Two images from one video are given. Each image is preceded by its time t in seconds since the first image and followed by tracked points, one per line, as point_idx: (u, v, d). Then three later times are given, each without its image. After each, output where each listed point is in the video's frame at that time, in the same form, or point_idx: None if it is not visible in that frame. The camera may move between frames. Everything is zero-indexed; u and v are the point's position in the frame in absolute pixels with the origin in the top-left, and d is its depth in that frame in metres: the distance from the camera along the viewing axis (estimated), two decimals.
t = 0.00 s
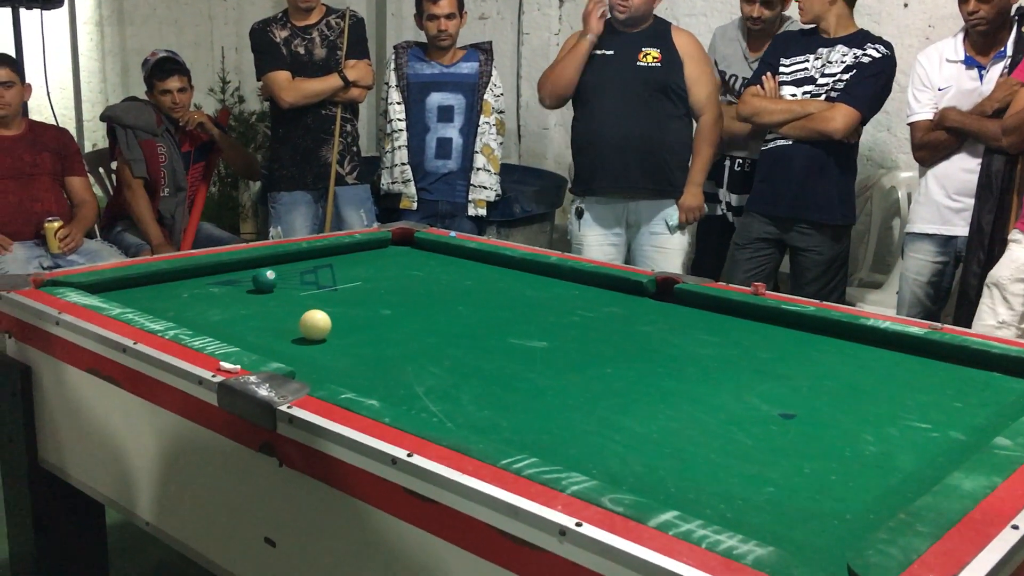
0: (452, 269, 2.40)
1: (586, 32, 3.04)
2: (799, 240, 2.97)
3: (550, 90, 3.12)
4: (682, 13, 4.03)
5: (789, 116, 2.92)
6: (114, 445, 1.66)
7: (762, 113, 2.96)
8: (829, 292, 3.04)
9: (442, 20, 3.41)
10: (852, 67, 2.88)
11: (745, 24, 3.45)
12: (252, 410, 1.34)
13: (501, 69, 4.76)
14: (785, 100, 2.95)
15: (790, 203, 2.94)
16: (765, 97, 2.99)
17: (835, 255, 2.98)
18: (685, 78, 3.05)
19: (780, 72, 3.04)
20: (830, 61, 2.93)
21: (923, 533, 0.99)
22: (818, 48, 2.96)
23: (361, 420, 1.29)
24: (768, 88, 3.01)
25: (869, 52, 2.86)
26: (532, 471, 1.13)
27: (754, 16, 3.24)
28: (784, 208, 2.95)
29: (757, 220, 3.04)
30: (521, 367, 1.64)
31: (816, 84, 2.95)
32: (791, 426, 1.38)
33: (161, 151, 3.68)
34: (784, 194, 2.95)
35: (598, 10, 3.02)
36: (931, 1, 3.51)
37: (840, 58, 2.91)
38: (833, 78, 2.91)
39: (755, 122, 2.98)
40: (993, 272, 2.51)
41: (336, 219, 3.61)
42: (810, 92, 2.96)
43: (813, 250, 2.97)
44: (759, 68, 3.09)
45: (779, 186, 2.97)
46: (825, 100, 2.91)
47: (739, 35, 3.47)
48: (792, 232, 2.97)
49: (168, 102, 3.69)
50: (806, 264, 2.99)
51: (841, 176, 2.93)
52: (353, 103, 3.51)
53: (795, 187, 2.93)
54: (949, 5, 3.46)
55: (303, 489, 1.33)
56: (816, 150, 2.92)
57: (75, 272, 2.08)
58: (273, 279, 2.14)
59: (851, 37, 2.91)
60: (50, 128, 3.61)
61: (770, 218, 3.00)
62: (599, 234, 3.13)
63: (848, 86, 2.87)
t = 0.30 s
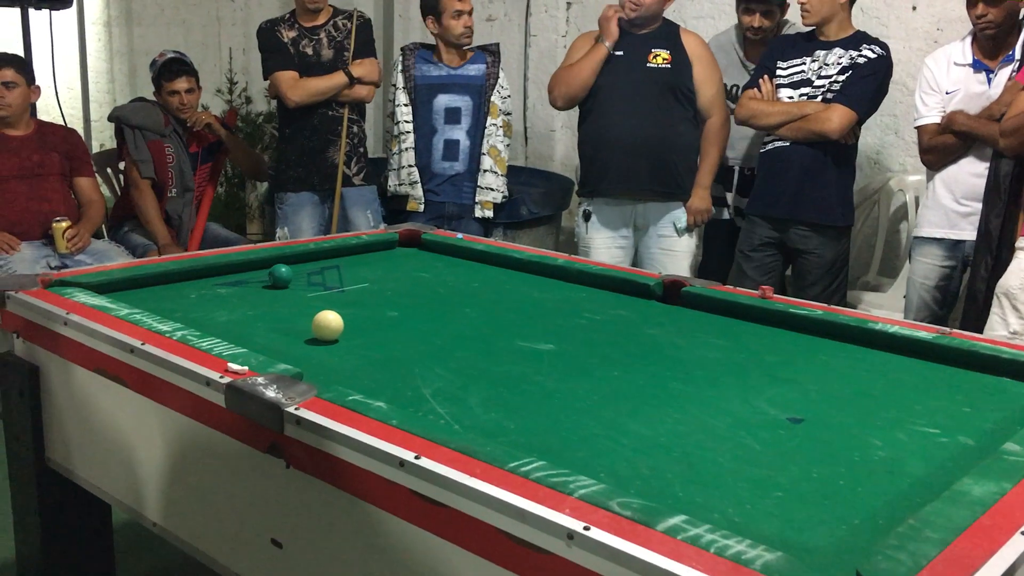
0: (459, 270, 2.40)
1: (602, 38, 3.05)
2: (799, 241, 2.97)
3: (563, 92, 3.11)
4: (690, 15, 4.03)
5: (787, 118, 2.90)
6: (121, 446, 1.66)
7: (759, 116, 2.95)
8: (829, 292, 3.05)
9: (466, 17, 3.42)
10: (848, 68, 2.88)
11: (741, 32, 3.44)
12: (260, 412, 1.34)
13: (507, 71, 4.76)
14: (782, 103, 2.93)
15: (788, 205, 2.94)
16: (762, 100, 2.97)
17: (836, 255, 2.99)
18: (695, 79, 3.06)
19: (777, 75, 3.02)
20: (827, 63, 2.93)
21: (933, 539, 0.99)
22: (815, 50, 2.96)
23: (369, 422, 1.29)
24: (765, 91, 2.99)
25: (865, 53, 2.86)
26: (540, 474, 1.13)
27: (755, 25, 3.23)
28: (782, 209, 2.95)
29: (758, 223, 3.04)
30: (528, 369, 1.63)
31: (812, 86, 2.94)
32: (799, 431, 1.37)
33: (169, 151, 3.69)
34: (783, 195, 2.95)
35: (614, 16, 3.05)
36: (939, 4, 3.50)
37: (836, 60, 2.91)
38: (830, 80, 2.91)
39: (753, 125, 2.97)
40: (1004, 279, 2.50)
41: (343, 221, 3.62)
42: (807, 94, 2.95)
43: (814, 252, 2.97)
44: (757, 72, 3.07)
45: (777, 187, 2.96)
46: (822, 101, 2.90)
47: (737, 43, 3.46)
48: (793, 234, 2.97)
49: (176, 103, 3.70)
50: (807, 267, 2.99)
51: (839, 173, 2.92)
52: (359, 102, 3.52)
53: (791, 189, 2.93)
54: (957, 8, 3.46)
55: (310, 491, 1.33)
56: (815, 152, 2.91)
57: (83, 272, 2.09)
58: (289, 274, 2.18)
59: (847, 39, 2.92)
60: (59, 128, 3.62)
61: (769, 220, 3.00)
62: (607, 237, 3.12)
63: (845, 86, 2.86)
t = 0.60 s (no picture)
0: (463, 274, 2.40)
1: (608, 34, 3.03)
2: (797, 243, 2.96)
3: (569, 88, 3.09)
4: (694, 20, 4.03)
5: (783, 122, 2.90)
6: (125, 449, 1.66)
7: (754, 121, 2.94)
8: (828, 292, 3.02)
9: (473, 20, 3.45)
10: (842, 71, 2.87)
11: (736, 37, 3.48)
12: (264, 415, 1.34)
13: (512, 75, 4.77)
14: (776, 107, 2.93)
15: (786, 206, 2.94)
16: (755, 104, 2.97)
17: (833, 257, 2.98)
18: (700, 82, 3.08)
19: (768, 79, 3.02)
20: (819, 66, 2.93)
21: (939, 546, 0.98)
22: (805, 54, 2.96)
23: (373, 426, 1.29)
24: (757, 96, 3.00)
25: (857, 55, 2.86)
26: (545, 479, 1.12)
27: (753, 28, 3.27)
28: (781, 211, 2.95)
29: (756, 227, 3.03)
30: (533, 374, 1.63)
31: (806, 90, 2.94)
32: (805, 436, 1.37)
33: (173, 154, 3.69)
34: (782, 196, 2.94)
35: (619, 12, 3.02)
36: (944, 9, 3.50)
37: (828, 63, 2.90)
38: (823, 83, 2.90)
39: (748, 129, 2.96)
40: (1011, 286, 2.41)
41: (348, 224, 3.64)
42: (801, 98, 2.94)
43: (810, 255, 2.96)
44: (747, 77, 3.08)
45: (774, 188, 2.96)
46: (817, 103, 2.89)
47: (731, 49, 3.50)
48: (789, 236, 2.97)
49: (181, 106, 3.71)
50: (802, 270, 2.98)
51: (836, 176, 2.92)
52: (365, 105, 3.51)
53: (789, 189, 2.93)
54: (963, 13, 3.46)
55: (314, 495, 1.33)
56: (812, 154, 2.91)
57: (88, 275, 2.09)
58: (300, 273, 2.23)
59: (838, 42, 2.92)
60: (64, 131, 3.63)
61: (765, 222, 3.00)
62: (612, 241, 3.12)
63: (838, 89, 2.86)
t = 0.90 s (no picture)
0: (467, 278, 2.41)
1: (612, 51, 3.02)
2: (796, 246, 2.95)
3: (571, 102, 3.10)
4: (698, 25, 4.04)
5: (773, 125, 2.88)
6: (130, 453, 1.66)
7: (747, 123, 2.92)
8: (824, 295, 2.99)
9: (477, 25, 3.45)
10: (828, 75, 2.88)
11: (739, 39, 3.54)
12: (268, 419, 1.34)
13: (516, 79, 4.77)
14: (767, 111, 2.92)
15: (782, 212, 2.93)
16: (745, 109, 2.96)
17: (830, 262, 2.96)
18: (704, 88, 3.11)
19: (757, 85, 3.00)
20: (805, 72, 2.93)
21: (945, 552, 0.98)
22: (791, 61, 2.96)
23: (378, 431, 1.29)
24: (748, 101, 2.97)
25: (841, 57, 2.86)
26: (549, 484, 1.12)
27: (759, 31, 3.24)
28: (776, 216, 2.94)
29: (756, 233, 3.03)
30: (538, 378, 1.63)
31: (795, 96, 2.94)
32: (809, 442, 1.37)
33: (178, 159, 3.70)
34: (775, 199, 2.94)
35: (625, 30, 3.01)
36: (948, 14, 3.50)
37: (814, 68, 2.91)
38: (812, 88, 2.91)
39: (740, 132, 2.93)
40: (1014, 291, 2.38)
41: (352, 228, 3.63)
42: (790, 105, 2.95)
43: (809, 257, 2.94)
44: (735, 82, 3.04)
45: (769, 195, 2.95)
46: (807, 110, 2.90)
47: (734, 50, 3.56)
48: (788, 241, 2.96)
49: (186, 111, 3.72)
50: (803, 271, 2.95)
51: (829, 181, 2.93)
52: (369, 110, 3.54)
53: (784, 194, 2.92)
54: (966, 18, 3.45)
55: (318, 499, 1.33)
56: (804, 159, 2.91)
57: (92, 278, 2.10)
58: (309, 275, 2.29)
59: (822, 46, 2.92)
60: (69, 136, 3.65)
61: (766, 229, 2.99)
62: (616, 246, 3.12)
63: (826, 92, 2.86)
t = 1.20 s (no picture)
0: (471, 283, 2.41)
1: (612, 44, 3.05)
2: (802, 250, 2.96)
3: (575, 98, 3.09)
4: (701, 29, 4.04)
5: (769, 133, 2.91)
6: (133, 456, 1.67)
7: (742, 131, 2.94)
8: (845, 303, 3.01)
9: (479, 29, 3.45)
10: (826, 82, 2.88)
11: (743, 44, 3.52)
12: (271, 422, 1.34)
13: (519, 83, 4.78)
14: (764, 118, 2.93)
15: (783, 219, 2.95)
16: (744, 116, 2.96)
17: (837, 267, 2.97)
18: (706, 92, 3.09)
19: (756, 92, 2.99)
20: (805, 78, 2.91)
21: (947, 557, 0.98)
22: (791, 67, 2.94)
23: (380, 435, 1.29)
24: (746, 109, 2.97)
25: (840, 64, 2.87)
26: (551, 488, 1.12)
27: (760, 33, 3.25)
28: (775, 225, 2.97)
29: (758, 240, 3.03)
30: (540, 382, 1.63)
31: (793, 103, 2.94)
32: (812, 446, 1.37)
33: (182, 163, 3.72)
34: (775, 207, 2.96)
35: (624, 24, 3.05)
36: (951, 19, 3.50)
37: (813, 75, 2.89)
38: (811, 95, 2.90)
39: (736, 139, 2.96)
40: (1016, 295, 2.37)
41: (356, 232, 3.64)
42: (788, 111, 2.94)
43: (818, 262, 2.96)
44: (735, 88, 3.04)
45: (769, 202, 2.97)
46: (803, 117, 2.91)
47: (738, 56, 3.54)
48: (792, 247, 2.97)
49: (189, 115, 3.73)
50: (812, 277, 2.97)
51: (826, 184, 2.93)
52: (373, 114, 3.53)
53: (784, 202, 2.94)
54: (969, 23, 3.45)
55: (321, 503, 1.33)
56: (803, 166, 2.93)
57: (96, 282, 2.10)
58: (316, 279, 2.32)
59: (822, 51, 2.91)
60: (74, 140, 3.66)
61: (768, 237, 2.99)
62: (619, 251, 3.12)
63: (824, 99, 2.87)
